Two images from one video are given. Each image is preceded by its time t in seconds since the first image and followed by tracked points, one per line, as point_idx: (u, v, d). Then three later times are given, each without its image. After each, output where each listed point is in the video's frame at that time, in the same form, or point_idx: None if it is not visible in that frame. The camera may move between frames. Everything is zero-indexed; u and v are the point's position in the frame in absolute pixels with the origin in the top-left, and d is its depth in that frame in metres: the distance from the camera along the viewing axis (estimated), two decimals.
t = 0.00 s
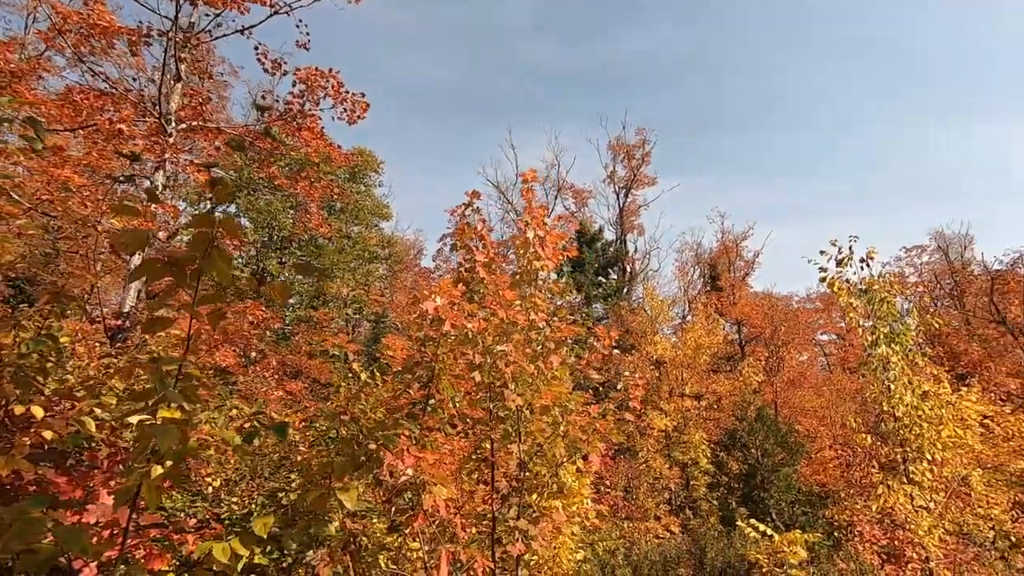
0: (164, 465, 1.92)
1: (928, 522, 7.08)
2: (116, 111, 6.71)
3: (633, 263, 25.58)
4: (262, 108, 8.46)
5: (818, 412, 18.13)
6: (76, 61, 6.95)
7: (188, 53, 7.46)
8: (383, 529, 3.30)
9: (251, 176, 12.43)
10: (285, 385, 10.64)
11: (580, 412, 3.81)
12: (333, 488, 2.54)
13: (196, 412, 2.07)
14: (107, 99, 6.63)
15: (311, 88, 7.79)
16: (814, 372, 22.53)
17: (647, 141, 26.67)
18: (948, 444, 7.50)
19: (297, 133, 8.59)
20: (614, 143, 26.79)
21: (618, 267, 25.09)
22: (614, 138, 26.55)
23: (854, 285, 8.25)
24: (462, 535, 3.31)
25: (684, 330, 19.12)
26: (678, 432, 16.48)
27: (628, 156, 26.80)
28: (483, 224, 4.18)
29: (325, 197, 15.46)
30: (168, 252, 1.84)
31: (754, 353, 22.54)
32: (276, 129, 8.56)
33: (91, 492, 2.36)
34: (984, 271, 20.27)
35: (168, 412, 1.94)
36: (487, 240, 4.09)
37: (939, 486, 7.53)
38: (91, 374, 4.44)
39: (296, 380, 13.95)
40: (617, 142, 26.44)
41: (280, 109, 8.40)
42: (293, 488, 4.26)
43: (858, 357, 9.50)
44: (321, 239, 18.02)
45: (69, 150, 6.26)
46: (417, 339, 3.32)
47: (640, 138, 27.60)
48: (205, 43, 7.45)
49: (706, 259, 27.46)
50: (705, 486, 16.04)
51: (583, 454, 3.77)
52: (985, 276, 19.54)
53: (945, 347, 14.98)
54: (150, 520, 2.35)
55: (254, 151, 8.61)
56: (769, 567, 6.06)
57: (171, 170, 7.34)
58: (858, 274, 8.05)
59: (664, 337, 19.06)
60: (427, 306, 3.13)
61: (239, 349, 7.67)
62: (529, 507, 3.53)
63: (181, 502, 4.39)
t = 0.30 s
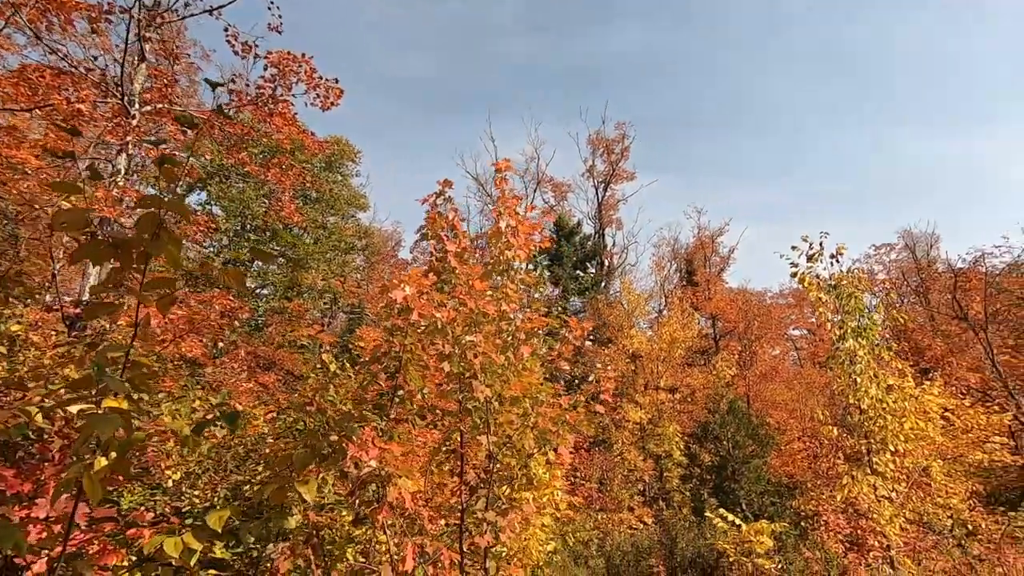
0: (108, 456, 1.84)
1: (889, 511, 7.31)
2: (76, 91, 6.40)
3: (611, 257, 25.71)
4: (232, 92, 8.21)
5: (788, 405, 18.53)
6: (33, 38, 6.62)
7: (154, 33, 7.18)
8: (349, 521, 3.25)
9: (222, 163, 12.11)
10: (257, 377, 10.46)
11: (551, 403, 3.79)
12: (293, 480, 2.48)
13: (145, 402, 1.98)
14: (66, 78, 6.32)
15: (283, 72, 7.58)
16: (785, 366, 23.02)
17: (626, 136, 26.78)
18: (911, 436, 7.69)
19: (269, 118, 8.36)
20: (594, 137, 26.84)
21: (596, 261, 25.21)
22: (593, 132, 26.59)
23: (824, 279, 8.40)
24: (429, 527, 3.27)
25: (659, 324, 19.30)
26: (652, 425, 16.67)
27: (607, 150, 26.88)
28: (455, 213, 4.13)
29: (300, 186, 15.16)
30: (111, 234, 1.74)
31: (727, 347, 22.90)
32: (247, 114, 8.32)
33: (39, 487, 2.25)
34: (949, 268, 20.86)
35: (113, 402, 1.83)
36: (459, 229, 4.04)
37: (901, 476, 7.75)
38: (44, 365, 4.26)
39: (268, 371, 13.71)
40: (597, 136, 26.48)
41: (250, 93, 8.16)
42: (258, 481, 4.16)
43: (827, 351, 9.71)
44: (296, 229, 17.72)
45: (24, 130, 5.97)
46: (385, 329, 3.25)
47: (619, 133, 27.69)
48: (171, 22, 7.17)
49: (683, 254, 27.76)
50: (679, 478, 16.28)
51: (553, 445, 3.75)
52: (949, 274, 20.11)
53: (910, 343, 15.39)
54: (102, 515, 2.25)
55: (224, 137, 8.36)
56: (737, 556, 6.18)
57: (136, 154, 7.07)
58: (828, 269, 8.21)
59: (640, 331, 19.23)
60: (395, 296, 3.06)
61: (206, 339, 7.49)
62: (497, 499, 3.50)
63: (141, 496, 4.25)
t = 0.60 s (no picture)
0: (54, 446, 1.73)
1: (855, 502, 7.50)
2: (35, 68, 6.08)
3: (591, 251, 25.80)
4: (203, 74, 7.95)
5: (760, 399, 18.88)
6: None
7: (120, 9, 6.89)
8: (317, 513, 3.17)
9: (194, 147, 11.75)
10: (228, 367, 10.21)
11: (525, 395, 3.76)
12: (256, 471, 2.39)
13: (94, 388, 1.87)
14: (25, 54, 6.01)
15: (257, 55, 7.36)
16: (759, 361, 23.44)
17: (607, 131, 26.83)
18: (878, 429, 7.90)
19: (242, 102, 8.12)
20: (575, 130, 26.83)
21: (576, 255, 25.27)
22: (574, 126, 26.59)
23: (798, 275, 8.52)
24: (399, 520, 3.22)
25: (637, 318, 19.44)
26: (628, 418, 16.79)
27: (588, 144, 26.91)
28: (430, 201, 4.06)
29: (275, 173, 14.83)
30: (57, 211, 1.63)
31: (703, 342, 23.20)
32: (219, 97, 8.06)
33: None
34: (917, 267, 21.44)
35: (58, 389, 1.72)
36: (434, 218, 3.97)
37: (867, 468, 7.95)
38: None
39: (240, 362, 13.42)
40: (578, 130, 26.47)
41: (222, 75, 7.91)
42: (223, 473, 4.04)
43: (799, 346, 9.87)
44: (271, 218, 17.34)
45: None
46: (356, 317, 3.17)
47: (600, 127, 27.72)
48: None
49: (661, 249, 27.99)
50: (653, 470, 16.46)
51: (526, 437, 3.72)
52: (917, 272, 20.66)
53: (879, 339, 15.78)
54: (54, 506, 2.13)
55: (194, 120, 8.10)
56: (708, 547, 6.25)
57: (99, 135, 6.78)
58: (801, 265, 8.33)
59: (618, 325, 19.34)
60: (367, 283, 2.98)
61: (173, 328, 7.26)
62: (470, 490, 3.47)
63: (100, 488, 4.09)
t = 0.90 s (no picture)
0: None
1: (817, 497, 7.68)
2: None
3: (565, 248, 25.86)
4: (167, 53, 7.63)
5: (728, 395, 19.27)
6: None
7: None
8: (277, 508, 3.05)
9: (156, 131, 11.30)
10: (191, 359, 9.86)
11: (496, 388, 3.69)
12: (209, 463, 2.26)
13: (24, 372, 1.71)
14: None
15: (224, 35, 7.09)
16: (728, 359, 23.90)
17: (584, 128, 26.89)
18: (841, 425, 8.09)
19: (208, 84, 7.81)
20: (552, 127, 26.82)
21: (551, 251, 25.30)
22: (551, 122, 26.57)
23: (767, 274, 8.64)
24: (362, 514, 3.13)
25: (610, 315, 19.55)
26: (600, 414, 16.91)
27: (565, 141, 26.94)
28: (402, 187, 3.95)
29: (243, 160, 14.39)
30: None
31: (674, 339, 23.53)
32: (183, 79, 7.75)
33: None
34: (879, 269, 22.13)
35: None
36: (406, 205, 3.86)
37: (830, 463, 8.13)
38: None
39: (205, 354, 13.02)
40: (555, 126, 26.44)
41: (188, 56, 7.60)
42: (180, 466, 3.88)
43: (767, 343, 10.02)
44: (240, 206, 16.87)
45: None
46: (321, 305, 3.06)
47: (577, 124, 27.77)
48: None
49: (635, 247, 28.23)
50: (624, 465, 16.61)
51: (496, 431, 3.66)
52: (880, 274, 21.31)
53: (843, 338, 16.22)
54: None
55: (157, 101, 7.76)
56: (675, 541, 6.31)
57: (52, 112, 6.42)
58: (771, 264, 8.45)
59: (591, 321, 19.44)
60: (332, 270, 2.87)
61: (131, 317, 6.97)
62: (438, 484, 3.38)
63: (45, 482, 3.87)
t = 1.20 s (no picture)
0: None
1: (791, 491, 7.78)
2: None
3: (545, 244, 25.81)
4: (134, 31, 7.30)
5: (702, 392, 19.54)
6: None
7: None
8: (241, 503, 2.92)
9: (123, 113, 10.88)
10: (158, 350, 9.53)
11: (473, 379, 3.59)
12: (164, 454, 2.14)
13: None
14: None
15: (196, 14, 6.81)
16: (703, 356, 24.20)
17: (566, 124, 26.84)
18: (813, 421, 8.20)
19: (178, 65, 7.51)
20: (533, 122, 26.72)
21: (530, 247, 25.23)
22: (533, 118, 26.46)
23: (745, 271, 8.68)
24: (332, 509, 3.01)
25: (589, 311, 19.57)
26: (577, 409, 16.93)
27: (546, 137, 26.86)
28: (380, 172, 3.80)
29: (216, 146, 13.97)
30: None
31: (651, 336, 23.70)
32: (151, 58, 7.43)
33: None
34: (850, 270, 22.61)
35: None
36: (383, 190, 3.73)
37: (803, 458, 8.23)
38: None
39: (174, 345, 12.64)
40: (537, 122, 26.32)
41: (156, 34, 7.28)
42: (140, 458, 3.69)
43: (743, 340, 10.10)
44: (213, 194, 16.43)
45: None
46: (290, 290, 2.92)
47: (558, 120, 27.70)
48: None
49: (614, 244, 28.33)
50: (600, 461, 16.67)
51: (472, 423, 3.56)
52: (851, 275, 21.77)
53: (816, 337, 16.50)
54: None
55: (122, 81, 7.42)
56: (651, 535, 6.31)
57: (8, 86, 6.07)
58: (749, 260, 8.49)
59: (570, 317, 19.42)
60: (302, 254, 2.74)
61: (92, 305, 6.66)
62: (411, 478, 3.29)
63: None
